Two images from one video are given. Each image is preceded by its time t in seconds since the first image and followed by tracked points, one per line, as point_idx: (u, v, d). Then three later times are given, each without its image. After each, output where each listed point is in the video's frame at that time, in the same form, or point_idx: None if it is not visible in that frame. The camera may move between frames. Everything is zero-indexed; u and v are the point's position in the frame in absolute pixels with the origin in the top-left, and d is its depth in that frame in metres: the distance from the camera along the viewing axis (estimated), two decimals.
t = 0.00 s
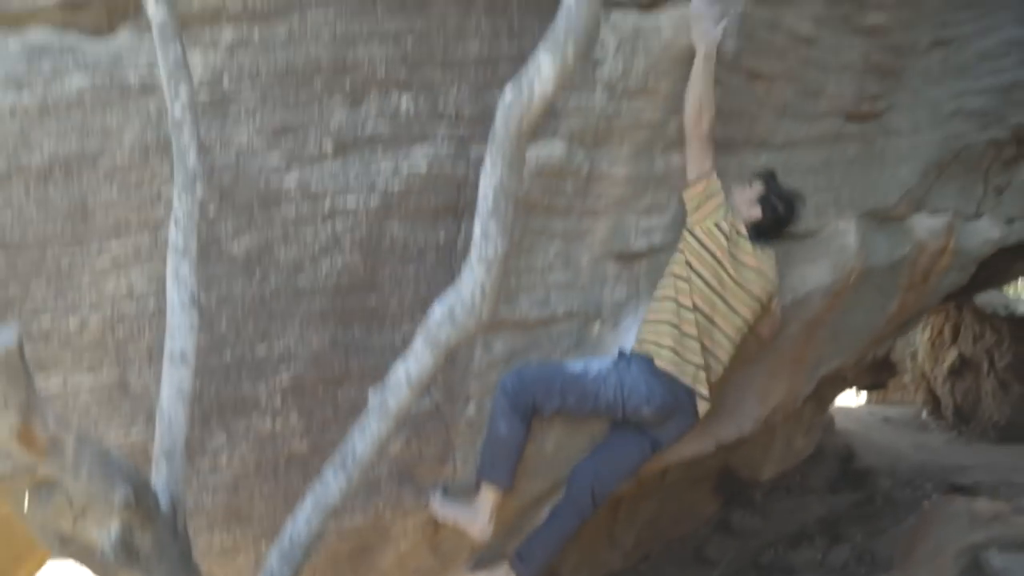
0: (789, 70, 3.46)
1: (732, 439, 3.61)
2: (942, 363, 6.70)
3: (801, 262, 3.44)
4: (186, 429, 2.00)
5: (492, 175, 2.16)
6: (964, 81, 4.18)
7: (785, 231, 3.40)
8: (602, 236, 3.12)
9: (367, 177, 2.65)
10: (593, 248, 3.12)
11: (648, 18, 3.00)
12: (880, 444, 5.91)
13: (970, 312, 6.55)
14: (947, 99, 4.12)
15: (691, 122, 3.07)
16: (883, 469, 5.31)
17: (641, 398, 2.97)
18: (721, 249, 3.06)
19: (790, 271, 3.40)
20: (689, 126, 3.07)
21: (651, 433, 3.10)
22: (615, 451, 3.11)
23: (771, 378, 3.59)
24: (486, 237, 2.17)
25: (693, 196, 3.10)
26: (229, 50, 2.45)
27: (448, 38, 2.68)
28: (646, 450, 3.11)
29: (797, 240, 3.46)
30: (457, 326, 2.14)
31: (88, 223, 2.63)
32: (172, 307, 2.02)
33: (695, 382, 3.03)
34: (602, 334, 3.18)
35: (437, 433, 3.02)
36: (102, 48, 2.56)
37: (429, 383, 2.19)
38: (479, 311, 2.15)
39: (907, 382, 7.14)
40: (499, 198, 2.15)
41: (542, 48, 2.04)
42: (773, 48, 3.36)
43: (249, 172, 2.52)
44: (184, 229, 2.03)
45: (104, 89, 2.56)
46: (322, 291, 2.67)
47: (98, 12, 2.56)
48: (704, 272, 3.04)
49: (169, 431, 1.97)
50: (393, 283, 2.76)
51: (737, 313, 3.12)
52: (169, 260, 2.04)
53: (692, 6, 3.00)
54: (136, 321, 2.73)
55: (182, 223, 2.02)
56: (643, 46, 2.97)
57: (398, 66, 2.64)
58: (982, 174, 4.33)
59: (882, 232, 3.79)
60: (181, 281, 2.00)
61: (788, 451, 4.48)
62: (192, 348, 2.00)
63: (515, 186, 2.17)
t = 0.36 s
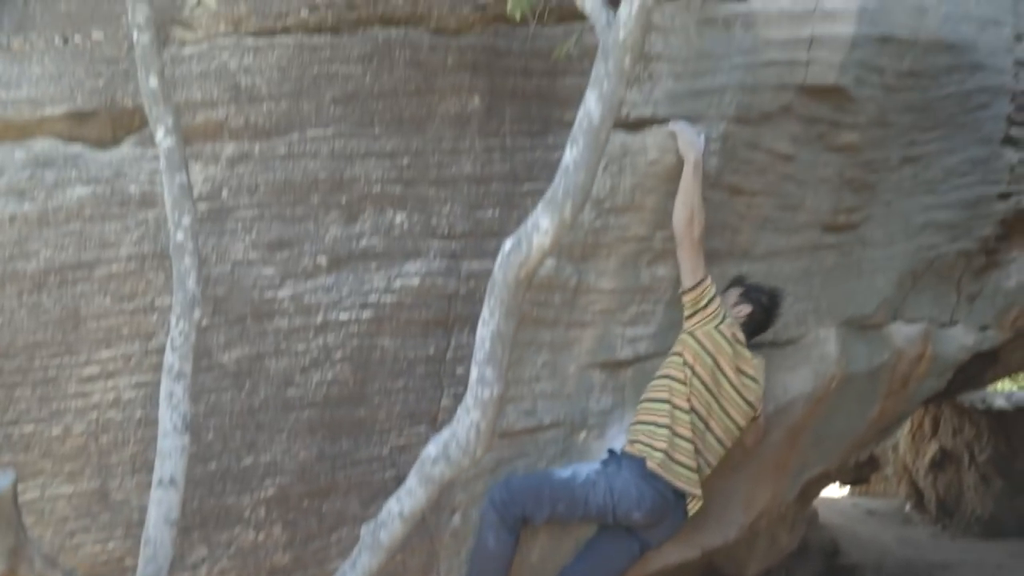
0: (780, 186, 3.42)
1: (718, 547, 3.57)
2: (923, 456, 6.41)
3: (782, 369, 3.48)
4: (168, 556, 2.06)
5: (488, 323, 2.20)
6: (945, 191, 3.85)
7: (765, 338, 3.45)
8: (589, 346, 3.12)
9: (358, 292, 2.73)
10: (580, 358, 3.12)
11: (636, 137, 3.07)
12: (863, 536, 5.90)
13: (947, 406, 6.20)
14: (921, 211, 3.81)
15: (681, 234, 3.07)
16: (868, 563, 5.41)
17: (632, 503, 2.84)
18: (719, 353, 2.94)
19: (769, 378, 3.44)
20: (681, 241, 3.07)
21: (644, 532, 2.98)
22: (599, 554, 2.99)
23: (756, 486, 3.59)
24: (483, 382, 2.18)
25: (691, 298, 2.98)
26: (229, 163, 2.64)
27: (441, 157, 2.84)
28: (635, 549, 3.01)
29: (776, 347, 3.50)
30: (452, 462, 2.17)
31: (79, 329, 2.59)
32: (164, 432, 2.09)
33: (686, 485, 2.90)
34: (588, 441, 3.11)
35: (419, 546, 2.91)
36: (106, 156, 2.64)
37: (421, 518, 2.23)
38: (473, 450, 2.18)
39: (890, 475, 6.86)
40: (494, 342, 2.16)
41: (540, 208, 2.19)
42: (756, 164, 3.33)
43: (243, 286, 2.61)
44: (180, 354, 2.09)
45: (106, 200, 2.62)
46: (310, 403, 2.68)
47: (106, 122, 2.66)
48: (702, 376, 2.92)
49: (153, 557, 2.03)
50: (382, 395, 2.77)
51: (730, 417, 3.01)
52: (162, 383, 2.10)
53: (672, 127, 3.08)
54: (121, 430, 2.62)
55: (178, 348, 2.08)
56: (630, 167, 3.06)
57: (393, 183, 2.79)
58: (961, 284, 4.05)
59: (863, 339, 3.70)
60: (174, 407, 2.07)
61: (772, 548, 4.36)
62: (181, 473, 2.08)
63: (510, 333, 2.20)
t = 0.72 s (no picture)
0: (766, 226, 3.46)
1: None
2: (905, 490, 6.42)
3: (765, 408, 3.52)
4: None
5: (478, 369, 2.21)
6: (927, 232, 3.86)
7: (750, 376, 3.51)
8: (576, 382, 3.13)
9: (347, 328, 2.74)
10: (566, 395, 3.12)
11: (625, 177, 3.12)
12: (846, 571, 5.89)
13: (929, 441, 6.25)
14: (904, 251, 3.82)
15: (666, 265, 3.07)
16: None
17: (619, 557, 2.59)
18: (705, 389, 2.72)
19: (752, 415, 3.49)
20: (665, 272, 3.06)
21: None
22: None
23: (741, 522, 3.60)
24: (472, 425, 2.18)
25: (669, 336, 2.84)
26: (220, 198, 2.66)
27: (431, 195, 2.87)
28: None
29: (761, 384, 3.55)
30: (440, 506, 2.19)
31: (65, 361, 2.57)
32: (152, 468, 2.12)
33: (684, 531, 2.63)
34: (574, 477, 3.12)
35: None
36: (95, 191, 2.64)
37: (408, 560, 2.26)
38: (463, 492, 2.19)
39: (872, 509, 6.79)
40: (484, 387, 2.18)
41: (530, 257, 2.22)
42: (741, 205, 3.37)
43: (231, 321, 2.62)
44: (170, 390, 2.12)
45: (95, 233, 2.62)
46: (297, 438, 2.67)
47: (96, 155, 2.67)
48: (691, 415, 2.68)
49: None
50: (369, 430, 2.77)
51: (718, 456, 2.78)
52: (150, 420, 2.13)
53: (656, 165, 3.14)
54: (105, 465, 2.60)
55: (168, 385, 2.11)
56: (618, 206, 3.09)
57: (383, 221, 2.81)
58: (942, 324, 4.00)
59: (847, 377, 3.72)
60: (162, 444, 2.10)
61: None
62: (166, 512, 2.12)
63: (500, 378, 2.22)
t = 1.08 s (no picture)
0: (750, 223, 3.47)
1: None
2: (894, 481, 6.45)
3: (754, 404, 3.51)
4: None
5: (467, 373, 2.22)
6: (910, 226, 3.88)
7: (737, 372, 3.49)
8: (565, 382, 3.13)
9: (335, 333, 2.74)
10: (555, 395, 3.12)
11: (609, 177, 3.13)
12: (837, 563, 5.90)
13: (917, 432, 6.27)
14: (887, 244, 3.84)
15: (655, 257, 3.11)
16: None
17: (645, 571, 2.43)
18: (708, 380, 2.61)
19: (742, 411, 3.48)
20: (654, 265, 3.10)
21: None
22: None
23: (730, 515, 3.65)
24: (463, 429, 2.19)
25: (665, 332, 2.80)
26: (205, 206, 2.65)
27: (416, 199, 2.87)
28: None
29: (749, 380, 3.54)
30: (434, 510, 2.19)
31: (51, 373, 2.55)
32: (142, 479, 2.11)
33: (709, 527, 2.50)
34: (564, 476, 3.10)
35: None
36: (78, 201, 2.64)
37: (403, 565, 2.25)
38: (455, 496, 2.19)
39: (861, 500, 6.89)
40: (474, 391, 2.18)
41: (518, 260, 2.23)
42: (726, 202, 3.37)
43: (218, 329, 2.61)
44: (158, 400, 2.11)
45: (79, 244, 2.60)
46: (287, 444, 2.67)
47: (77, 165, 2.66)
48: (700, 407, 2.57)
49: None
50: (359, 435, 2.77)
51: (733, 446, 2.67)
52: (139, 431, 2.11)
53: (640, 165, 3.15)
54: (93, 476, 2.58)
55: (156, 395, 2.10)
56: (603, 206, 3.10)
57: (368, 225, 2.81)
58: (926, 316, 4.02)
59: (833, 371, 3.74)
60: (152, 454, 2.09)
61: None
62: (158, 523, 2.11)
63: (490, 381, 2.22)
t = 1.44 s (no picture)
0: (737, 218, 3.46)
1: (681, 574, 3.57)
2: (880, 474, 6.49)
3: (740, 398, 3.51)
4: None
5: (452, 368, 2.22)
6: (894, 220, 3.90)
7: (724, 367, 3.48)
8: (552, 378, 3.11)
9: (321, 331, 2.73)
10: (543, 391, 3.10)
11: (595, 173, 3.13)
12: (825, 556, 5.90)
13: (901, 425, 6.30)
14: (871, 239, 3.86)
15: (654, 248, 3.08)
16: None
17: (682, 545, 2.27)
18: (733, 357, 2.47)
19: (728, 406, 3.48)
20: (654, 255, 3.07)
21: None
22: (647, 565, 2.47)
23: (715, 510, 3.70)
24: (448, 426, 2.20)
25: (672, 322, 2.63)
26: (190, 203, 2.64)
27: (402, 196, 2.88)
28: None
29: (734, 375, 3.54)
30: (420, 506, 2.19)
31: (35, 373, 2.51)
32: (126, 478, 2.11)
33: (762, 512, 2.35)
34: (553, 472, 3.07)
35: None
36: (61, 200, 2.61)
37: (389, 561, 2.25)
38: (441, 492, 2.20)
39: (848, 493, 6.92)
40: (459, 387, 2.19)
41: (502, 256, 2.23)
42: (712, 197, 3.36)
43: (204, 327, 2.60)
44: (142, 399, 2.10)
45: (62, 242, 2.57)
46: (274, 442, 2.66)
47: (59, 162, 2.64)
48: (730, 388, 2.42)
49: None
50: (347, 432, 2.76)
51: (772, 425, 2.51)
52: (123, 431, 2.11)
53: (627, 160, 3.14)
54: (78, 476, 2.52)
55: (140, 395, 2.09)
56: (589, 201, 3.10)
57: (354, 222, 2.80)
58: (911, 310, 4.04)
59: (820, 365, 3.74)
60: (137, 453, 2.09)
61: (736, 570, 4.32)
62: (143, 522, 2.10)
63: (474, 377, 2.23)
